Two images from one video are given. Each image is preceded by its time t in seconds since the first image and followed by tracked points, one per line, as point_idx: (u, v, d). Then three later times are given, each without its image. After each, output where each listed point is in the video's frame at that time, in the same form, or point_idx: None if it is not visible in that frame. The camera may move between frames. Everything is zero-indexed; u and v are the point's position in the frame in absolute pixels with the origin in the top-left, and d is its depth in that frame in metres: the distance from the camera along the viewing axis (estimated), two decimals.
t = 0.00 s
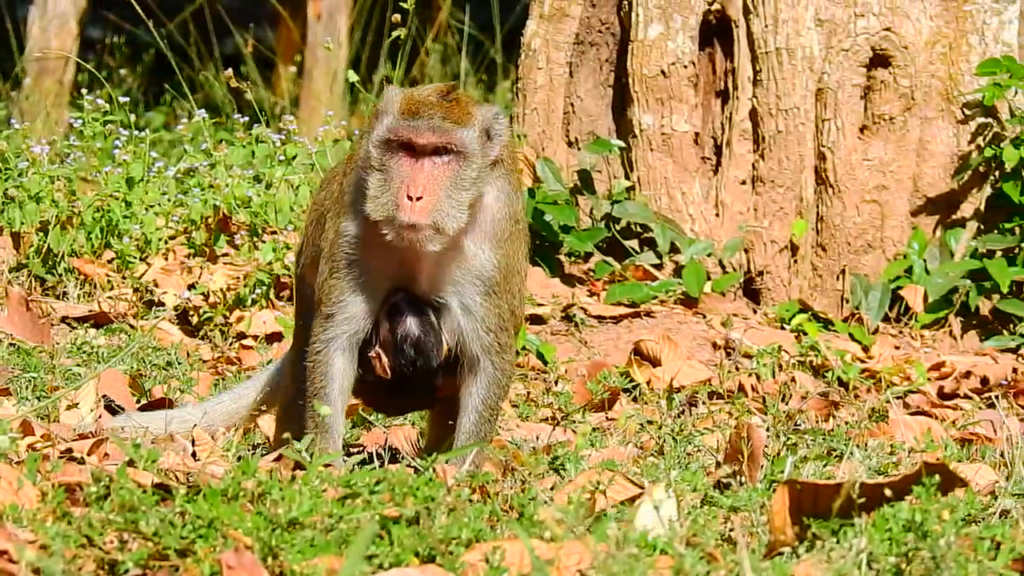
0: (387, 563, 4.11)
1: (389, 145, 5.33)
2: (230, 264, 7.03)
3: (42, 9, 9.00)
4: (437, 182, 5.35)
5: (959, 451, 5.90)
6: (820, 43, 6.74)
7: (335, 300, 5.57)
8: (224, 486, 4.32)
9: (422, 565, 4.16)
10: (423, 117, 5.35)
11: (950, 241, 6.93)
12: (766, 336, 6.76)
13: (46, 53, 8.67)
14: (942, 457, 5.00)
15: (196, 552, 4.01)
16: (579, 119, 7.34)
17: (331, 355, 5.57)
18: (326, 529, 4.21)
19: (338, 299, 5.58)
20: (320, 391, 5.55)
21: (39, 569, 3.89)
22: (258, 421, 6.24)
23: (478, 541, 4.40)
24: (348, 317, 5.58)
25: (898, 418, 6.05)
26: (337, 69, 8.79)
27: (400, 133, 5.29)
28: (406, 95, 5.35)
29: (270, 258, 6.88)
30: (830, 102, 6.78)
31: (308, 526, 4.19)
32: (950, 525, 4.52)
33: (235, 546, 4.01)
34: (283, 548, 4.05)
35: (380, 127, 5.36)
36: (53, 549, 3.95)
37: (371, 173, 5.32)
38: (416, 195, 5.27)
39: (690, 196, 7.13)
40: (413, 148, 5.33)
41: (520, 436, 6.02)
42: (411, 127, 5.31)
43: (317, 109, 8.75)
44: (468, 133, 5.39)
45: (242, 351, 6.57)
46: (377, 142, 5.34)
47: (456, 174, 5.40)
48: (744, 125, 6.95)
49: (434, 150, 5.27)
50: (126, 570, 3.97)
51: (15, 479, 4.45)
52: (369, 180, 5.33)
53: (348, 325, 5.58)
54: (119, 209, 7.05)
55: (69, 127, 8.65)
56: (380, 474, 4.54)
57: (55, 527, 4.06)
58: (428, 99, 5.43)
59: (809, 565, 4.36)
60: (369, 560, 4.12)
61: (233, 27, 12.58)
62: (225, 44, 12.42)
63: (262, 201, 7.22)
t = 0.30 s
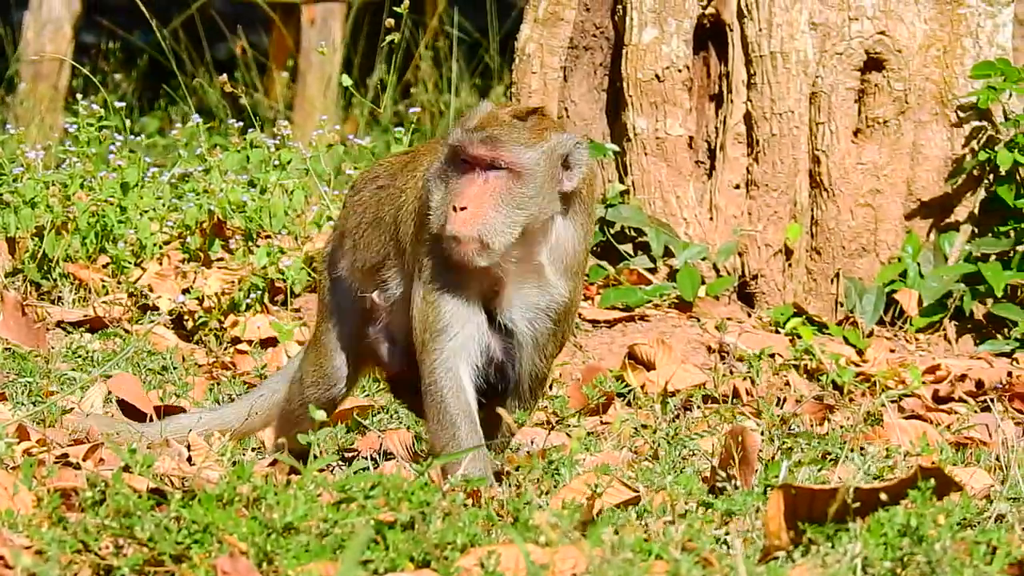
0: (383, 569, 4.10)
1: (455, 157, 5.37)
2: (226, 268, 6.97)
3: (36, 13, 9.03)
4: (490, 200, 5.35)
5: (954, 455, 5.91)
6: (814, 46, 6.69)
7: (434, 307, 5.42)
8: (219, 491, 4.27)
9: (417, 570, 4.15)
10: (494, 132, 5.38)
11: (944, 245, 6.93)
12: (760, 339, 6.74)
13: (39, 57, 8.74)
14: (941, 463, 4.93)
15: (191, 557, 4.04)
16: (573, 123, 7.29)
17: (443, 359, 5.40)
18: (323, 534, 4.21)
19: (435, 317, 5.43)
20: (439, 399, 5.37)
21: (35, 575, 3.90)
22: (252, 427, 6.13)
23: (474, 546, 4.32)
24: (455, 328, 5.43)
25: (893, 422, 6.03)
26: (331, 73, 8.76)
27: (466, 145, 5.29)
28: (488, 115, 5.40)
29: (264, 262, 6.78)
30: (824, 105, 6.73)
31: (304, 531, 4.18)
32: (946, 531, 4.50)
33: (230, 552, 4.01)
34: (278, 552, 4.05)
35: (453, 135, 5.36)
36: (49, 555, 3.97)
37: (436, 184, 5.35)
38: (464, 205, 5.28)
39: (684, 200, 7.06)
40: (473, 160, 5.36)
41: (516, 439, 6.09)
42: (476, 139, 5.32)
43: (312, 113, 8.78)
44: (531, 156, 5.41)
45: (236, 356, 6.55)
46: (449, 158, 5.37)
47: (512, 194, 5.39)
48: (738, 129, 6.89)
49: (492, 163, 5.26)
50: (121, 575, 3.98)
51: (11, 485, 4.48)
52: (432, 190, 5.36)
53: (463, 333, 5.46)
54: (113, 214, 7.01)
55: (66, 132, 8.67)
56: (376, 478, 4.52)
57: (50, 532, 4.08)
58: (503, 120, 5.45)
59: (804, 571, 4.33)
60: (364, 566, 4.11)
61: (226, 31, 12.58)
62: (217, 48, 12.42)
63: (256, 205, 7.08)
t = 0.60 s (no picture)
0: (384, 574, 4.09)
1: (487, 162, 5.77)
2: (227, 275, 6.88)
3: (38, 21, 9.04)
4: (511, 188, 5.63)
5: (955, 459, 5.90)
6: (815, 51, 6.60)
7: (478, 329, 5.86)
8: (220, 496, 4.28)
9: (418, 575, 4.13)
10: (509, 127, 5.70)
11: (946, 250, 6.83)
12: (762, 345, 6.70)
13: (40, 64, 8.76)
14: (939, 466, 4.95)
15: (193, 562, 4.04)
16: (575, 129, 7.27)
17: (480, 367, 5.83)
18: (323, 539, 4.19)
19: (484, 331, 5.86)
20: (475, 408, 5.84)
21: None
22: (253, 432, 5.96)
23: (475, 550, 4.34)
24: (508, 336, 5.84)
25: (895, 427, 6.04)
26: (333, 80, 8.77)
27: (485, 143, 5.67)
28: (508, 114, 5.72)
29: (266, 268, 6.74)
30: (825, 110, 6.64)
31: (306, 537, 4.18)
32: (947, 534, 4.48)
33: (231, 557, 4.02)
34: (280, 558, 4.04)
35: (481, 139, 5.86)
36: (50, 559, 3.98)
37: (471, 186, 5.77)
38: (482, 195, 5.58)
39: (685, 205, 6.99)
40: (497, 158, 5.72)
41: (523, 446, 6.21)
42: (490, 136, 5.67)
43: (314, 119, 8.78)
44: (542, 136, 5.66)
45: (238, 361, 6.47)
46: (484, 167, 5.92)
47: (532, 180, 5.66)
48: (739, 134, 6.81)
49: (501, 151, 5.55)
50: None
51: (13, 490, 4.49)
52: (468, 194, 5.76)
53: (508, 345, 5.87)
54: (114, 220, 7.01)
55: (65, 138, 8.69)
56: (377, 483, 4.44)
57: (52, 537, 4.09)
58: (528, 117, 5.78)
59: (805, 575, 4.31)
60: (365, 570, 4.10)
61: (227, 37, 12.57)
62: (219, 54, 12.38)
63: (258, 211, 7.06)
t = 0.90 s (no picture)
0: None
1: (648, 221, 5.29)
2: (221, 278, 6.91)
3: (33, 23, 9.01)
4: (699, 253, 5.30)
5: (949, 463, 5.91)
6: (811, 55, 6.52)
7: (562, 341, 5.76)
8: (213, 501, 4.28)
9: None
10: (678, 187, 5.27)
11: (941, 254, 6.76)
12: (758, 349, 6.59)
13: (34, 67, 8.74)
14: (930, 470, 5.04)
15: (187, 567, 4.05)
16: (570, 132, 7.28)
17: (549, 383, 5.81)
18: (316, 544, 4.16)
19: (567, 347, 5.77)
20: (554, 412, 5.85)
21: None
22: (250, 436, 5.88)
23: (469, 554, 4.34)
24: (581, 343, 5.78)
25: (889, 431, 6.08)
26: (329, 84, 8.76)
27: (657, 206, 5.24)
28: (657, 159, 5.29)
29: (260, 272, 6.71)
30: (821, 115, 6.56)
31: (299, 541, 4.14)
32: (942, 538, 4.46)
33: (225, 562, 4.03)
34: (274, 562, 4.03)
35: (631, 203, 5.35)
36: (43, 565, 3.92)
37: (628, 245, 5.35)
38: (679, 265, 5.25)
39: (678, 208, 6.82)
40: (672, 220, 5.29)
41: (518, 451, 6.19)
42: (661, 198, 5.26)
43: (310, 124, 8.77)
44: (726, 194, 5.30)
45: (233, 365, 6.46)
46: (631, 214, 5.35)
47: (717, 242, 5.33)
48: (735, 138, 6.72)
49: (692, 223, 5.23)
50: None
51: (7, 495, 4.49)
52: (625, 251, 5.35)
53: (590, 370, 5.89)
54: (109, 223, 6.98)
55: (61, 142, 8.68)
56: (372, 487, 4.45)
57: (45, 542, 4.02)
58: (692, 167, 5.32)
59: None
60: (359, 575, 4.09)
61: (222, 37, 12.56)
62: (216, 55, 12.36)
63: (254, 214, 6.98)
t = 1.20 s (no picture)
0: None
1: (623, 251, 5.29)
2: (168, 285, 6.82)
3: None
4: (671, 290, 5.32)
5: (895, 471, 5.92)
6: (760, 64, 6.43)
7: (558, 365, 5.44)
8: (157, 508, 4.27)
9: None
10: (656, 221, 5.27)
11: (889, 263, 6.68)
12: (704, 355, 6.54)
13: None
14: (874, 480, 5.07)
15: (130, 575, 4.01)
16: (519, 140, 7.08)
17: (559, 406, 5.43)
18: (260, 552, 4.17)
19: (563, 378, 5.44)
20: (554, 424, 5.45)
21: None
22: (195, 443, 5.84)
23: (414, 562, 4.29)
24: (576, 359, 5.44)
25: (834, 438, 6.08)
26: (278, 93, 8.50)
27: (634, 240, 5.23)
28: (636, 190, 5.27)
29: (207, 279, 6.62)
30: (769, 122, 6.46)
31: (242, 549, 4.17)
32: (884, 545, 4.60)
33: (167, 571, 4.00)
34: (218, 569, 4.04)
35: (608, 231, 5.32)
36: None
37: (602, 274, 5.32)
38: (654, 302, 5.27)
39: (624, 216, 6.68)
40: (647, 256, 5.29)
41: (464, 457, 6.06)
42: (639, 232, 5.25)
43: (258, 133, 8.50)
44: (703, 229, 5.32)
45: (179, 373, 6.41)
46: (607, 243, 5.31)
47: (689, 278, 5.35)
48: (684, 145, 6.60)
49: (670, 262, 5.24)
50: None
51: None
52: (598, 282, 5.32)
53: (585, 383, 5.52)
54: (55, 232, 7.00)
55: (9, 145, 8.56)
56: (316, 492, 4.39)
57: None
58: (670, 200, 5.30)
59: None
60: None
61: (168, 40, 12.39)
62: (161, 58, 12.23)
63: (200, 222, 6.95)
